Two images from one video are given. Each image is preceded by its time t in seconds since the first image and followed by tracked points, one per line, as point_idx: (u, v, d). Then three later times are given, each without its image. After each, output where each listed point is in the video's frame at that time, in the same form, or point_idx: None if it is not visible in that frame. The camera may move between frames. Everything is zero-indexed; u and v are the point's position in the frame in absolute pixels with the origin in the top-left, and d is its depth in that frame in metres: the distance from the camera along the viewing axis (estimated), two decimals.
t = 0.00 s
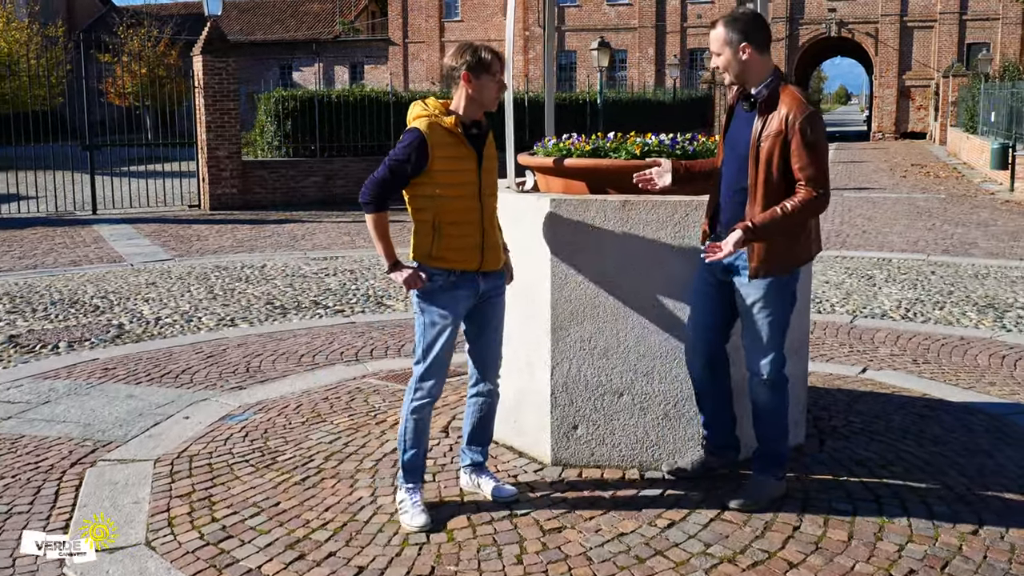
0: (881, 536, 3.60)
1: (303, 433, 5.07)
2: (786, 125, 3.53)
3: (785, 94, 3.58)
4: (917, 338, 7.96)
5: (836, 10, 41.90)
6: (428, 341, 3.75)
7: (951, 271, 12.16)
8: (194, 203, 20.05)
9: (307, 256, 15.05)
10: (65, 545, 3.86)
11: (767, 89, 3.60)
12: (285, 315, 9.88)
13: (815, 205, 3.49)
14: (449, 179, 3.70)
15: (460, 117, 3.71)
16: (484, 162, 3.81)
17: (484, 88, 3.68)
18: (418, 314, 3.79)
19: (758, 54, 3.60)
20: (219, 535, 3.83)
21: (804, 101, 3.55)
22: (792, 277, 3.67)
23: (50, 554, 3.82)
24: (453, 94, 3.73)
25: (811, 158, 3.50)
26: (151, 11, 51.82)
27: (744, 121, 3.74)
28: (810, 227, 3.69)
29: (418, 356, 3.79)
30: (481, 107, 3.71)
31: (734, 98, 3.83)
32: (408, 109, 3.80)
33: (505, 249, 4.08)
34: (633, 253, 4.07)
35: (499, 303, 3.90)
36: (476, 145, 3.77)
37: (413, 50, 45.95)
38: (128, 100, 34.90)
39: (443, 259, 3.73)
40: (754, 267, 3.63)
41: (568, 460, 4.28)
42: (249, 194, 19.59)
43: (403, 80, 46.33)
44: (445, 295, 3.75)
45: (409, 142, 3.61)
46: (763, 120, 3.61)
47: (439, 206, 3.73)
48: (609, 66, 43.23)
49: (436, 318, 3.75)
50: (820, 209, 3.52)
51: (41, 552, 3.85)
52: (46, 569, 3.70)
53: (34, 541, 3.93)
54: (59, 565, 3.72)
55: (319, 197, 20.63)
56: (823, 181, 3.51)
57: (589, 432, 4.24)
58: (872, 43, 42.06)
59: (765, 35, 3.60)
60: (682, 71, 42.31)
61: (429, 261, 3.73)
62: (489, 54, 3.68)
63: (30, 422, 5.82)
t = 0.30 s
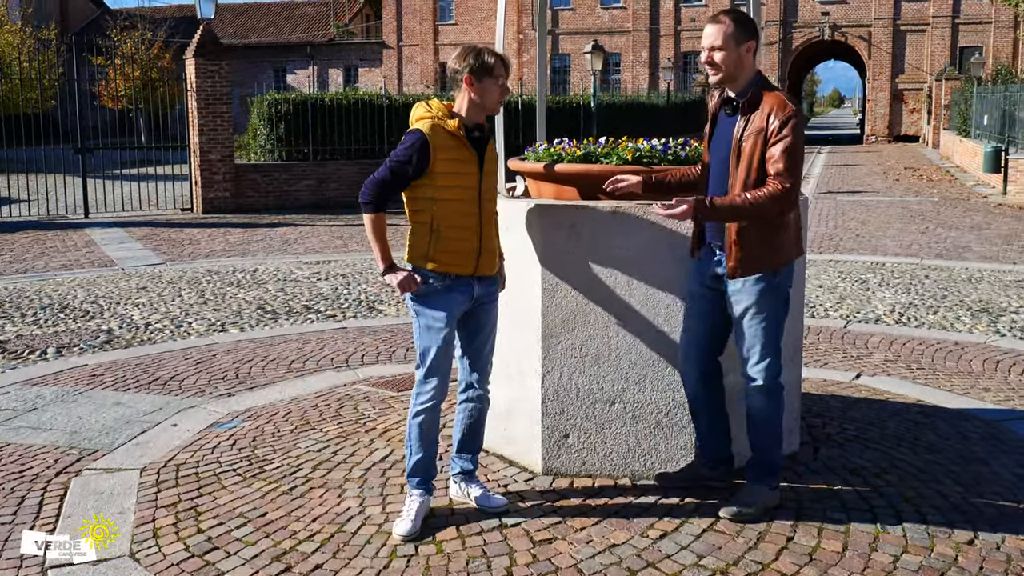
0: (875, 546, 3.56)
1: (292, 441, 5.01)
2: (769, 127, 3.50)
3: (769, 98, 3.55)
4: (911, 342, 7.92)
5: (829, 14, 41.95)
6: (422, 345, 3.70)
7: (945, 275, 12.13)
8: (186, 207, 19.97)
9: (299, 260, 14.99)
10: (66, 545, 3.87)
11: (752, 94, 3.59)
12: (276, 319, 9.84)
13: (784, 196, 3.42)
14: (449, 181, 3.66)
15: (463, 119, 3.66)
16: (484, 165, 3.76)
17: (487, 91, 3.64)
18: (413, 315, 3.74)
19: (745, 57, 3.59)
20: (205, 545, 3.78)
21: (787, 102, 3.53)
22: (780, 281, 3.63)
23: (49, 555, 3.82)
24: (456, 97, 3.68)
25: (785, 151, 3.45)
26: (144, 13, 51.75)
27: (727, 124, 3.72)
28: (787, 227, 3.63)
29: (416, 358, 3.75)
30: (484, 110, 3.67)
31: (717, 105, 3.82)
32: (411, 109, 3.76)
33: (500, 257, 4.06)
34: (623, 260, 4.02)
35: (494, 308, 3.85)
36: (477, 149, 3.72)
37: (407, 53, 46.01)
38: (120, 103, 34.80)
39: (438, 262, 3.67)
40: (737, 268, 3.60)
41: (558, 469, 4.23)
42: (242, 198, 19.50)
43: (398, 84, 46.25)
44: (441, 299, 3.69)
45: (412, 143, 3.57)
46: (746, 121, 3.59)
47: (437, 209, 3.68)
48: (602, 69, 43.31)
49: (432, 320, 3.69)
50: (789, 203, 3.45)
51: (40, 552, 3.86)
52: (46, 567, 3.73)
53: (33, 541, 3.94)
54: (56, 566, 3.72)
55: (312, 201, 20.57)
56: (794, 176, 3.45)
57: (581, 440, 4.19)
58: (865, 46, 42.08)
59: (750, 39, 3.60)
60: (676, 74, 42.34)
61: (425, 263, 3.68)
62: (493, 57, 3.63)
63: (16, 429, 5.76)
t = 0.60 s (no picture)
0: (864, 557, 3.52)
1: (275, 451, 4.95)
2: (746, 128, 3.46)
3: (744, 100, 3.52)
4: (899, 349, 7.89)
5: (817, 20, 42.03)
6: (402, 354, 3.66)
7: (932, 281, 12.12)
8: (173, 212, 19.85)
9: (287, 267, 14.89)
10: (66, 545, 3.90)
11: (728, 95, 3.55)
12: (262, 326, 9.78)
13: (777, 197, 3.38)
14: (425, 187, 3.61)
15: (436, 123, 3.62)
16: (460, 170, 3.72)
17: (460, 94, 3.59)
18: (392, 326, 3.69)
19: (717, 61, 3.56)
20: (186, 558, 3.71)
21: (763, 102, 3.50)
22: (760, 284, 3.56)
23: (49, 554, 3.85)
24: (428, 102, 3.64)
25: (768, 151, 3.41)
26: (133, 18, 51.53)
27: (701, 130, 3.67)
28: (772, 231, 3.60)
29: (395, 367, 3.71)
30: (458, 114, 3.63)
31: (691, 111, 3.77)
32: (384, 116, 3.70)
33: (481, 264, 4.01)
34: (608, 268, 3.97)
35: (476, 315, 3.81)
36: (452, 153, 3.68)
37: (397, 58, 45.81)
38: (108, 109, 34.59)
39: (418, 270, 3.63)
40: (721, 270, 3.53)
41: (545, 480, 4.17)
42: (229, 204, 19.40)
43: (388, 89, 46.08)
44: (421, 308, 3.65)
45: (388, 150, 3.52)
46: (723, 124, 3.54)
47: (415, 216, 3.64)
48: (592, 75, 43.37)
49: (414, 330, 3.65)
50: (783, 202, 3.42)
51: (40, 551, 3.89)
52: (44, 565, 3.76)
53: (32, 540, 3.96)
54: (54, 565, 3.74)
55: (299, 207, 20.48)
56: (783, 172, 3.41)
57: (566, 450, 4.14)
58: (853, 52, 42.17)
59: (722, 41, 3.57)
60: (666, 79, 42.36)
61: (406, 272, 3.64)
62: (465, 60, 3.59)
63: None
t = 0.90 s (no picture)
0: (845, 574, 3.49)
1: (249, 466, 4.89)
2: (714, 141, 3.43)
3: (712, 112, 3.49)
4: (879, 359, 7.89)
5: (796, 29, 42.21)
6: (359, 370, 3.62)
7: (911, 290, 12.16)
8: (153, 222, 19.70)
9: (268, 277, 14.78)
10: (67, 545, 4.01)
11: (695, 107, 3.52)
12: (241, 338, 9.69)
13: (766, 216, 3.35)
14: (375, 203, 3.57)
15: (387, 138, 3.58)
16: (413, 182, 3.68)
17: (411, 106, 3.56)
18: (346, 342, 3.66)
19: (687, 76, 3.53)
20: None
21: (731, 114, 3.46)
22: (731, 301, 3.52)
23: (51, 553, 3.96)
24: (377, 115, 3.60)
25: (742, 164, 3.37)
26: (113, 26, 51.22)
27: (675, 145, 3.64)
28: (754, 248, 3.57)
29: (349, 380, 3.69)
30: (409, 128, 3.59)
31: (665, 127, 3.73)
32: (333, 131, 3.66)
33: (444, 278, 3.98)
34: (584, 283, 3.94)
35: (434, 328, 3.77)
36: (403, 167, 3.64)
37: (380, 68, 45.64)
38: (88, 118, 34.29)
39: (372, 286, 3.60)
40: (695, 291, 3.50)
41: (522, 495, 4.13)
42: (209, 213, 19.27)
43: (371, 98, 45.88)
44: (375, 324, 3.61)
45: (336, 166, 3.49)
46: (692, 141, 3.51)
47: (366, 231, 3.60)
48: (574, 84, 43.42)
49: (372, 348, 3.62)
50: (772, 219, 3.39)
51: (42, 552, 4.00)
52: (46, 563, 3.88)
53: (35, 542, 4.11)
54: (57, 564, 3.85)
55: (280, 217, 20.39)
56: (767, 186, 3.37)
57: (544, 465, 4.10)
58: (832, 62, 42.39)
59: (691, 57, 3.53)
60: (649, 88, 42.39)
61: (360, 289, 3.60)
62: (414, 72, 3.57)
63: None
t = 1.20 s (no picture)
0: None
1: (229, 481, 4.83)
2: (692, 156, 3.42)
3: (693, 127, 3.47)
4: (864, 370, 7.87)
5: (781, 41, 42.40)
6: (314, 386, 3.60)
7: (897, 300, 12.15)
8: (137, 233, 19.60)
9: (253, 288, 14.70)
10: (66, 546, 4.12)
11: (676, 121, 3.51)
12: (224, 350, 9.63)
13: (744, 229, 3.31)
14: (327, 221, 3.56)
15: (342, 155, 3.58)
16: (369, 200, 3.66)
17: (365, 123, 3.56)
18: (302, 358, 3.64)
19: (670, 90, 3.51)
20: None
21: (710, 129, 3.44)
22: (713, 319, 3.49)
23: (51, 554, 4.06)
24: (334, 131, 3.59)
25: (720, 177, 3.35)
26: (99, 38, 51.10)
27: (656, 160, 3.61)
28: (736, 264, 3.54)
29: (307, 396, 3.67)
30: (365, 143, 3.58)
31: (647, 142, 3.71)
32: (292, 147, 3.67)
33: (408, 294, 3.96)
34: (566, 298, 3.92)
35: (391, 346, 3.74)
36: (359, 185, 3.62)
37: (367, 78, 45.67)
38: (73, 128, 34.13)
39: (325, 303, 3.59)
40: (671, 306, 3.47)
41: (504, 510, 4.08)
42: (194, 224, 19.20)
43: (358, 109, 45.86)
44: (327, 341, 3.60)
45: (288, 184, 3.49)
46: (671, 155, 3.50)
47: (319, 248, 3.60)
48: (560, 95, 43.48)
49: (325, 364, 3.60)
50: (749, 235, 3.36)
51: (41, 551, 4.11)
52: (47, 562, 3.98)
53: (35, 542, 4.21)
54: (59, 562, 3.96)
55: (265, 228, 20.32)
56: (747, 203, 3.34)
57: (526, 480, 4.06)
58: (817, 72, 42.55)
59: (675, 70, 3.51)
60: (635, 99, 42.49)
61: (314, 306, 3.59)
62: (368, 87, 3.55)
63: None
